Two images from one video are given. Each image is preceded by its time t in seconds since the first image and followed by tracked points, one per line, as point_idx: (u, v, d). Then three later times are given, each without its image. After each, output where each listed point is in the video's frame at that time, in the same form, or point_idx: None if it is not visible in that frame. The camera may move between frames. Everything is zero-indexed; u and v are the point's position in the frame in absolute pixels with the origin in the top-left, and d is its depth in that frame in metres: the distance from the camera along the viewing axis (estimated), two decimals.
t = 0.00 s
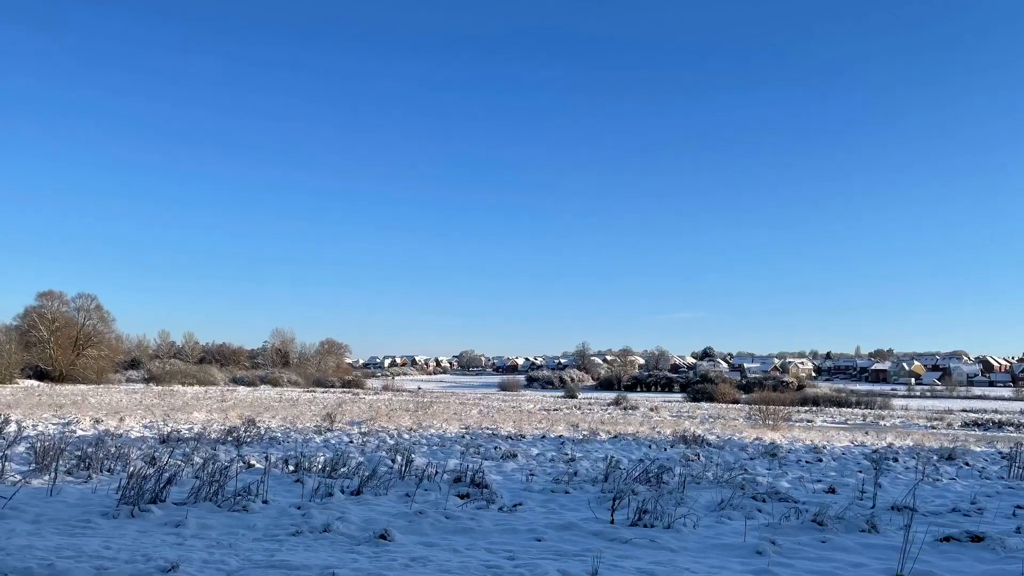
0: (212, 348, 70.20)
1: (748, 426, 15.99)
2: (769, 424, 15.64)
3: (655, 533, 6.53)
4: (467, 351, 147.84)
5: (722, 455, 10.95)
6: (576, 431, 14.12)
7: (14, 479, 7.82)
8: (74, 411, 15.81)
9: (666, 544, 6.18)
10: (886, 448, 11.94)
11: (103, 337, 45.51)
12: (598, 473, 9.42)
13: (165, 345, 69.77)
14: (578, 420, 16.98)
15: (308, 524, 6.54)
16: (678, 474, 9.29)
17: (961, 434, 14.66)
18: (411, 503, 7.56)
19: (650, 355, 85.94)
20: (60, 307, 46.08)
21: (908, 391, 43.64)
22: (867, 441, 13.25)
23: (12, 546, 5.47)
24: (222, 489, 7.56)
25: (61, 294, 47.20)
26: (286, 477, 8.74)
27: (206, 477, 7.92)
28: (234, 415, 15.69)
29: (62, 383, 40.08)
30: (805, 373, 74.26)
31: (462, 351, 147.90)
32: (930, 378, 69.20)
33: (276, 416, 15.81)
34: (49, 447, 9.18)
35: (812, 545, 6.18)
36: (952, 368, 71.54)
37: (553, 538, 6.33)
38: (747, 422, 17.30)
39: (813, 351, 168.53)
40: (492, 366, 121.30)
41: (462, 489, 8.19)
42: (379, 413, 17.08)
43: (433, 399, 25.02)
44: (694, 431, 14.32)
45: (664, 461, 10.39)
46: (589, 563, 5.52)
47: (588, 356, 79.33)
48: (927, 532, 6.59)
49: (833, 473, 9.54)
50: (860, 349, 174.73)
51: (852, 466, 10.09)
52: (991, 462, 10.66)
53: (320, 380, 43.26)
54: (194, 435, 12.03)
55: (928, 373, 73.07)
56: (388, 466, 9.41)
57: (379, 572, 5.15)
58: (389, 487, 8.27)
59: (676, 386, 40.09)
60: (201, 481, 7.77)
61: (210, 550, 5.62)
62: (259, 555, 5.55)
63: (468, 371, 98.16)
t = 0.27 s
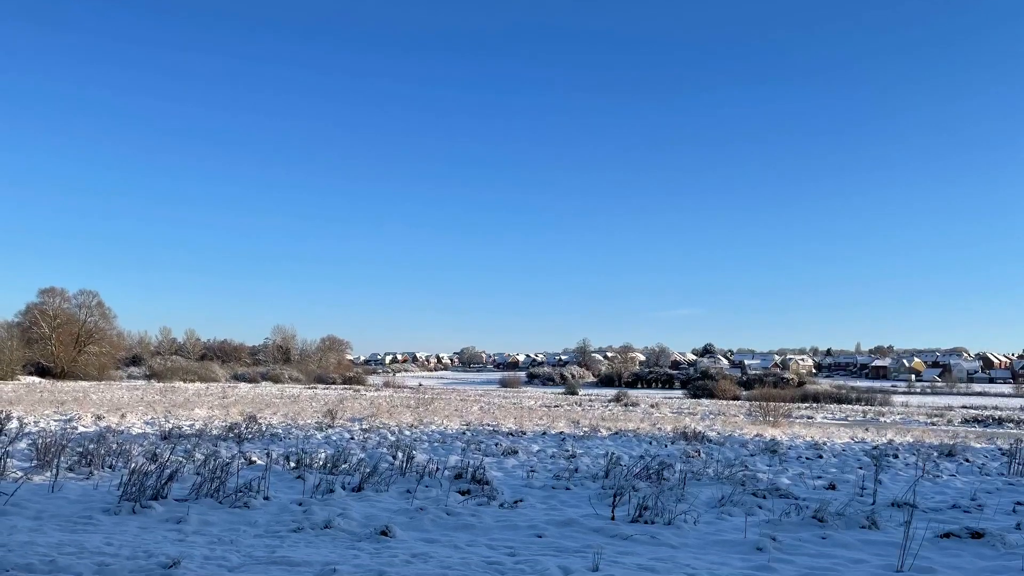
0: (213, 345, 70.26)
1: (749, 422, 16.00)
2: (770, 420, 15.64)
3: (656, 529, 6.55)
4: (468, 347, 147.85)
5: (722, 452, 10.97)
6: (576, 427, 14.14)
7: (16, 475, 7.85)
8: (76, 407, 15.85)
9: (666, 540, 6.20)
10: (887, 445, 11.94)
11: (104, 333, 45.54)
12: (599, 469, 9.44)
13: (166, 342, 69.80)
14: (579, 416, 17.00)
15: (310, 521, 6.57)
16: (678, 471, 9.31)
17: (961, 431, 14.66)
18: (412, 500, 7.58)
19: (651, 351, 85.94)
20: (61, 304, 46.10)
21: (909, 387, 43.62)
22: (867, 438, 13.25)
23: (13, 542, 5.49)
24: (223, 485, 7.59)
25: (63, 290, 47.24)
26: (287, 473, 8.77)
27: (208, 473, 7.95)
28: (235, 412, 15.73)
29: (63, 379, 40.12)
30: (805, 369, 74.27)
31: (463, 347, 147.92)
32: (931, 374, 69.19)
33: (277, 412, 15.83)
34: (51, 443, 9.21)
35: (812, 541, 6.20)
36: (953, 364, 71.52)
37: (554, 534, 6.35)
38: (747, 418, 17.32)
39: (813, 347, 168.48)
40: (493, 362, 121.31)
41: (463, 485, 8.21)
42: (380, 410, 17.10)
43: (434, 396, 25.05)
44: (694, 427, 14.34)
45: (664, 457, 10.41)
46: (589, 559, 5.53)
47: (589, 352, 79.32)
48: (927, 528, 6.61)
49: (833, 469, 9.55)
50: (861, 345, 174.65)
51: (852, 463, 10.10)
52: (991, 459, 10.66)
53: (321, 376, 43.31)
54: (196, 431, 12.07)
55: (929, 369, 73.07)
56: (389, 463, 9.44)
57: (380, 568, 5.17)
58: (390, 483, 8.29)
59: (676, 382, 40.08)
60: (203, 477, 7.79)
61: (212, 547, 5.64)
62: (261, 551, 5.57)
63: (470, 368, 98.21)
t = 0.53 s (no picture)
0: (214, 341, 70.33)
1: (750, 419, 16.03)
2: (771, 417, 15.66)
3: (656, 526, 6.56)
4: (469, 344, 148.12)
5: (723, 448, 10.99)
6: (577, 424, 14.16)
7: (18, 471, 7.88)
8: (78, 404, 15.90)
9: (667, 536, 6.21)
10: (887, 441, 11.96)
11: (106, 330, 45.66)
12: (600, 466, 9.46)
13: (167, 338, 69.87)
14: (580, 413, 17.03)
15: (311, 517, 6.59)
16: (679, 467, 9.33)
17: (962, 427, 14.68)
18: (413, 496, 7.60)
19: (652, 348, 85.95)
20: (62, 300, 46.20)
21: (910, 384, 43.63)
22: (867, 434, 13.27)
23: (15, 538, 5.52)
24: (224, 482, 7.61)
25: (65, 287, 47.37)
26: (289, 469, 8.80)
27: (209, 469, 7.97)
28: (236, 408, 15.77)
29: (65, 375, 40.18)
30: (806, 366, 74.36)
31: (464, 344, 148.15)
32: (931, 371, 69.22)
33: (278, 409, 15.89)
34: (53, 440, 9.24)
35: (812, 538, 6.21)
36: (953, 361, 71.50)
37: (554, 530, 6.37)
38: (748, 415, 17.34)
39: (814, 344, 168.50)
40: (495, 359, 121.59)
41: (464, 482, 8.23)
42: (381, 406, 17.15)
43: (435, 392, 25.10)
44: (695, 424, 14.36)
45: (665, 453, 10.43)
46: (590, 555, 5.55)
47: (590, 349, 79.44)
48: (927, 524, 6.62)
49: (833, 466, 9.56)
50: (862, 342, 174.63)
51: (852, 459, 10.12)
52: (992, 455, 10.66)
53: (322, 373, 43.38)
54: (197, 428, 12.11)
55: (929, 366, 73.09)
56: (390, 459, 9.46)
57: (381, 564, 5.20)
58: (392, 480, 8.31)
59: (678, 378, 40.08)
60: (204, 473, 7.82)
61: (213, 543, 5.66)
62: (262, 547, 5.59)
63: (471, 365, 98.25)
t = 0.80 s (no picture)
0: (215, 338, 70.37)
1: (750, 415, 16.02)
2: (771, 413, 15.67)
3: (657, 522, 6.57)
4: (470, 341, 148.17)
5: (723, 445, 10.99)
6: (578, 420, 14.17)
7: (19, 468, 7.89)
8: (80, 400, 15.94)
9: (667, 533, 6.21)
10: (887, 438, 11.96)
11: (107, 327, 45.71)
12: (600, 462, 9.47)
13: (169, 335, 69.95)
14: (581, 409, 17.03)
15: (313, 514, 6.59)
16: (680, 463, 9.34)
17: (962, 424, 14.67)
18: (414, 493, 7.61)
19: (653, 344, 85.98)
20: (64, 297, 46.24)
21: (910, 381, 43.60)
22: (867, 431, 13.28)
23: (17, 535, 5.52)
24: (226, 478, 7.62)
25: (66, 284, 47.42)
26: (290, 465, 8.82)
27: (210, 466, 7.99)
28: (237, 405, 15.79)
29: (66, 372, 40.21)
30: (806, 363, 74.37)
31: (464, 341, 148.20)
32: (932, 368, 69.19)
33: (279, 405, 15.92)
34: (54, 436, 9.25)
35: (813, 534, 6.22)
36: (953, 358, 71.49)
37: (555, 527, 6.37)
38: (749, 412, 17.34)
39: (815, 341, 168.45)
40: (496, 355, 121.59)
41: (465, 478, 8.25)
42: (382, 403, 17.18)
43: (435, 389, 25.13)
44: (696, 421, 14.36)
45: (665, 450, 10.44)
46: (591, 552, 5.56)
47: (590, 345, 79.46)
48: (928, 520, 6.63)
49: (834, 462, 9.57)
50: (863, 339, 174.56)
51: (853, 456, 10.12)
52: (992, 452, 10.67)
53: (323, 369, 43.42)
54: (198, 424, 12.12)
55: (930, 363, 73.07)
56: (391, 456, 9.47)
57: (382, 560, 5.20)
58: (393, 476, 8.33)
59: (678, 375, 40.09)
60: (205, 470, 7.84)
61: (214, 540, 5.66)
62: (263, 544, 5.60)
63: (472, 362, 98.30)
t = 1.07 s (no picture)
0: (216, 335, 70.42)
1: (750, 412, 16.03)
2: (772, 409, 15.68)
3: (658, 519, 6.59)
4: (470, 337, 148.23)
5: (723, 441, 11.01)
6: (579, 417, 14.19)
7: (22, 464, 7.92)
8: (82, 397, 16.01)
9: (669, 529, 6.23)
10: (888, 434, 11.97)
11: (108, 323, 45.75)
12: (601, 459, 9.48)
13: (170, 331, 70.02)
14: (581, 405, 17.04)
15: (315, 509, 6.62)
16: (680, 460, 9.35)
17: (962, 420, 14.68)
18: (415, 489, 7.62)
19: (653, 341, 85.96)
20: (65, 294, 46.27)
21: (911, 377, 43.56)
22: (868, 427, 13.28)
23: (19, 531, 5.54)
24: (227, 475, 7.64)
25: (67, 281, 47.45)
26: (291, 462, 8.83)
27: (211, 462, 8.01)
28: (238, 401, 15.82)
29: (67, 369, 40.25)
30: (807, 359, 74.40)
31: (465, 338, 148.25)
32: (932, 364, 69.17)
33: (281, 402, 15.95)
34: (56, 433, 9.27)
35: (814, 530, 6.23)
36: (954, 354, 71.47)
37: (557, 523, 6.40)
38: (750, 408, 17.33)
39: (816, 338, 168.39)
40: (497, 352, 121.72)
41: (466, 475, 8.26)
42: (383, 399, 17.20)
43: (436, 385, 25.17)
44: (696, 417, 14.36)
45: (666, 447, 10.44)
46: (593, 548, 5.58)
47: (591, 342, 79.47)
48: (929, 516, 6.64)
49: (834, 459, 9.57)
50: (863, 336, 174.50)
51: (853, 452, 10.13)
52: (992, 448, 10.67)
53: (324, 366, 43.45)
54: (199, 421, 12.15)
55: (929, 359, 73.09)
56: (392, 452, 9.50)
57: (385, 556, 5.23)
58: (394, 473, 8.34)
59: (679, 371, 40.11)
60: (207, 466, 7.85)
61: (216, 536, 5.69)
62: (265, 540, 5.62)
63: (473, 358, 98.26)
